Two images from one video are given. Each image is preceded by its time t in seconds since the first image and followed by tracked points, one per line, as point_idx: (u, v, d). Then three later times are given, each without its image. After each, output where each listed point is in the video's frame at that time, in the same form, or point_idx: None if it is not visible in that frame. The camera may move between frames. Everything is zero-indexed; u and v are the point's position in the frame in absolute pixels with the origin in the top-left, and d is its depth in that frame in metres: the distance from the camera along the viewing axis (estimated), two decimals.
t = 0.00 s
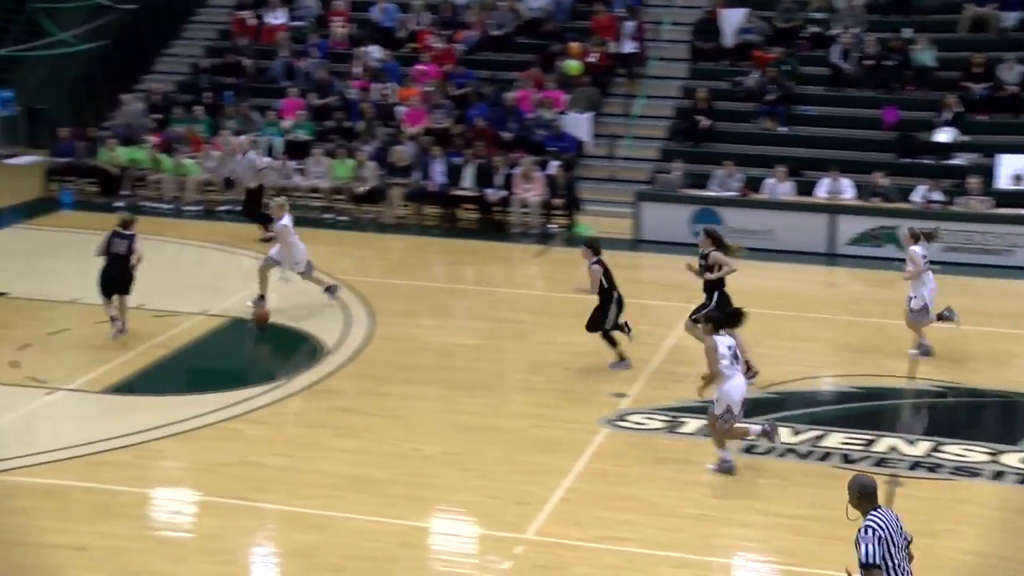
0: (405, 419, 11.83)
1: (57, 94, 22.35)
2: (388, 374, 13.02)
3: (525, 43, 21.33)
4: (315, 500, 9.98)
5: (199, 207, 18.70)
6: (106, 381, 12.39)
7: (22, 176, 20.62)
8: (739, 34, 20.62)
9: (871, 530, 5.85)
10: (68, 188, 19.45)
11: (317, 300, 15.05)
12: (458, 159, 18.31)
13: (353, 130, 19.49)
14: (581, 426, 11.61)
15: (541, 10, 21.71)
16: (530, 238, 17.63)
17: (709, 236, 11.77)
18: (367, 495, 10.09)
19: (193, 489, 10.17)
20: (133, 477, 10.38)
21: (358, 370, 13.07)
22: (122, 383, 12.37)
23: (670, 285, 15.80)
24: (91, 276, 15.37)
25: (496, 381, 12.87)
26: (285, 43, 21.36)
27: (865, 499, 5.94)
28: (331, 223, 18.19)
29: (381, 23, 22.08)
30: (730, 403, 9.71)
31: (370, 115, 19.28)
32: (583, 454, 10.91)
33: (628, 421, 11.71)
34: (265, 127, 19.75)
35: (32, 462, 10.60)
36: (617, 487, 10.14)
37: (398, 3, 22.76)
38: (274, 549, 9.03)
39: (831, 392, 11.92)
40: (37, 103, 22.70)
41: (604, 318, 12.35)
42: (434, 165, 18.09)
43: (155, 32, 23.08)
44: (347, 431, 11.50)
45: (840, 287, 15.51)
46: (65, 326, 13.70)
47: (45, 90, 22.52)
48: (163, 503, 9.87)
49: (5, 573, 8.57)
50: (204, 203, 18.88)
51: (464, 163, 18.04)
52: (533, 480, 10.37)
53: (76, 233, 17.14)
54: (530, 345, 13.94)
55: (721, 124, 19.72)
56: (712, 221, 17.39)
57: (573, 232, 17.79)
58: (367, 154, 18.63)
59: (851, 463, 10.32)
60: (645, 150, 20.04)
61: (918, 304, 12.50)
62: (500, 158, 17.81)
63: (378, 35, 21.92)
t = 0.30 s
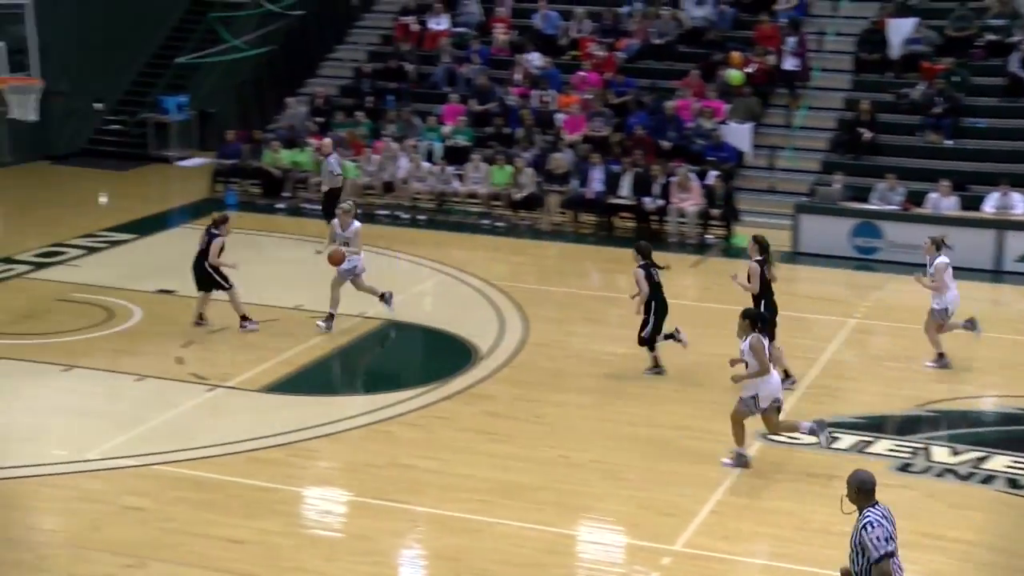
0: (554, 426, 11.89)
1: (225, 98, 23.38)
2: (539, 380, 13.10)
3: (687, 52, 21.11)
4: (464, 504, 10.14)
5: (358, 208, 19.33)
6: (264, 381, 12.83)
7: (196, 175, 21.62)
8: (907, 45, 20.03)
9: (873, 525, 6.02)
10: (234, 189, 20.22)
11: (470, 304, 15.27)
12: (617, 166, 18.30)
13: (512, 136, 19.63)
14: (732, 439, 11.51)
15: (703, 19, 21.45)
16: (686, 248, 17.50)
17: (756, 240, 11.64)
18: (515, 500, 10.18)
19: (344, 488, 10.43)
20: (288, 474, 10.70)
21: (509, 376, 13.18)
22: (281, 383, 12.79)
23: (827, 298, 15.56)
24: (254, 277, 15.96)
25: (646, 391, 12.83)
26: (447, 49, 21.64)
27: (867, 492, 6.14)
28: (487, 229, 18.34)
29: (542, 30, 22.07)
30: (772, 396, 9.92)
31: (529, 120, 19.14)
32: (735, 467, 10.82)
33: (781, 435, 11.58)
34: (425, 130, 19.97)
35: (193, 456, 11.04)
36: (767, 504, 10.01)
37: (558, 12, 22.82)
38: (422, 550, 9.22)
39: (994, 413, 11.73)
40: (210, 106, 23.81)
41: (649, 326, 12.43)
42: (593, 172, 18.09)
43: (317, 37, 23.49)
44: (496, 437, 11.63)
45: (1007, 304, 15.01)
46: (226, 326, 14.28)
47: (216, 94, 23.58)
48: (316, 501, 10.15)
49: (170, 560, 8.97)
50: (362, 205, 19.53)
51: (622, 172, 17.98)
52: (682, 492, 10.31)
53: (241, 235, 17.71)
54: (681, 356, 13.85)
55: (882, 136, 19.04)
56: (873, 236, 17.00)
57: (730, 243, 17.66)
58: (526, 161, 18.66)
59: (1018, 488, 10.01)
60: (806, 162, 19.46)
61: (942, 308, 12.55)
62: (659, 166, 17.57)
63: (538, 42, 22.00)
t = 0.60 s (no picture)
0: (667, 444, 11.74)
1: (348, 111, 23.86)
2: (652, 399, 12.95)
3: (809, 70, 20.71)
4: (574, 520, 10.08)
5: (474, 223, 19.36)
6: (378, 393, 12.95)
7: (318, 187, 22.14)
8: None
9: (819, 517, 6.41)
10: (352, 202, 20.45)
11: (583, 319, 15.19)
12: (736, 184, 17.96)
13: (630, 153, 19.47)
14: (850, 461, 11.27)
15: (825, 38, 21.06)
16: (806, 268, 17.17)
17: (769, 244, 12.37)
18: (627, 518, 10.08)
19: (455, 501, 10.46)
20: (399, 486, 10.76)
21: (622, 394, 13.06)
22: (394, 395, 12.90)
23: (950, 320, 15.22)
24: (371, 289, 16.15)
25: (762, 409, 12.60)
26: (566, 64, 21.58)
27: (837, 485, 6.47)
28: (603, 246, 18.21)
29: (662, 46, 21.81)
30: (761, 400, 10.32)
31: (649, 137, 19.05)
32: (851, 489, 10.59)
33: (898, 458, 11.34)
34: (544, 146, 19.94)
35: (307, 465, 11.19)
36: (886, 528, 9.77)
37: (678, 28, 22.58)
38: (532, 565, 9.20)
39: None
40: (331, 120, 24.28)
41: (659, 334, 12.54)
42: (712, 188, 17.85)
43: (441, 52, 23.95)
44: (608, 454, 11.53)
45: None
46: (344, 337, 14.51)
47: (338, 108, 24.06)
48: (427, 514, 10.19)
49: (283, 568, 9.10)
50: (479, 220, 19.50)
51: (742, 190, 17.62)
52: (797, 515, 10.13)
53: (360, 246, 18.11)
54: (797, 375, 13.59)
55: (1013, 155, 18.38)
56: (1002, 257, 16.53)
57: (848, 264, 17.29)
58: (644, 178, 18.54)
59: None
60: (930, 183, 18.90)
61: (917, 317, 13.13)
62: (779, 185, 17.21)
63: (659, 59, 21.75)
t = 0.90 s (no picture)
0: (702, 455, 11.66)
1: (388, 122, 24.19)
2: (688, 409, 12.87)
3: (848, 81, 20.58)
4: (609, 530, 10.04)
5: (510, 232, 19.27)
6: (414, 402, 12.96)
7: (355, 195, 22.23)
8: None
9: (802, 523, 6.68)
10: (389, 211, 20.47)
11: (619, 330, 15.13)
12: (774, 194, 17.83)
13: (667, 162, 19.39)
14: (887, 473, 11.17)
15: (864, 48, 20.86)
16: (843, 279, 17.05)
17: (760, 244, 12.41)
18: (662, 528, 10.03)
19: (489, 510, 10.44)
20: (434, 494, 10.76)
21: (657, 404, 12.99)
22: (430, 403, 12.92)
23: (989, 332, 15.08)
24: (407, 297, 16.19)
25: (797, 420, 12.51)
26: (604, 73, 21.54)
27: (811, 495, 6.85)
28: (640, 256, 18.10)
29: (701, 56, 21.71)
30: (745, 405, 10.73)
31: (686, 147, 18.99)
32: (889, 503, 10.50)
33: (936, 471, 11.23)
34: (581, 156, 19.92)
35: (343, 473, 11.21)
36: (923, 542, 9.69)
37: (716, 38, 22.45)
38: None
39: None
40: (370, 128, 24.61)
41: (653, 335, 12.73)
42: (750, 199, 17.77)
43: (477, 61, 23.91)
44: (643, 464, 11.48)
45: None
46: (379, 345, 14.54)
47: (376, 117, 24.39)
48: (461, 523, 10.18)
49: None
50: (515, 229, 19.39)
51: (779, 201, 17.56)
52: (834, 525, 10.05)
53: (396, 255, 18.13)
54: (835, 386, 13.48)
55: None
56: None
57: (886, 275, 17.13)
58: (681, 188, 18.45)
59: None
60: (969, 194, 18.71)
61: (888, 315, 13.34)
62: (816, 196, 17.12)
63: (697, 68, 21.58)
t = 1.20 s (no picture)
0: (738, 470, 11.57)
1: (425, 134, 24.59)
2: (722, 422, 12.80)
3: (885, 94, 20.62)
4: (644, 544, 10.00)
5: (546, 245, 19.26)
6: (449, 414, 12.96)
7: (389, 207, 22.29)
8: None
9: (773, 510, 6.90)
10: (424, 223, 20.47)
11: (656, 343, 15.04)
12: (810, 209, 17.77)
13: (703, 175, 19.34)
14: (925, 489, 11.08)
15: (902, 61, 20.83)
16: (880, 292, 16.99)
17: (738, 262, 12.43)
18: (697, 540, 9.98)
19: (524, 523, 10.42)
20: (469, 507, 10.75)
21: (691, 417, 12.94)
22: (465, 416, 12.91)
23: None
24: (441, 309, 16.22)
25: (834, 435, 12.42)
26: (640, 86, 21.51)
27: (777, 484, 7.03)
28: (675, 269, 18.06)
29: (738, 70, 21.67)
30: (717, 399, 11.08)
31: (721, 160, 18.94)
32: (928, 519, 10.41)
33: (975, 487, 11.12)
34: (617, 168, 19.85)
35: (379, 484, 11.22)
36: (961, 557, 9.63)
37: (753, 51, 22.39)
38: None
39: None
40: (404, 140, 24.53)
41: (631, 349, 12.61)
42: (785, 212, 17.68)
43: (514, 75, 24.12)
44: (678, 478, 11.43)
45: None
46: (414, 357, 14.55)
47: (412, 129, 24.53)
48: (496, 535, 10.16)
49: None
50: (551, 241, 19.36)
51: (815, 214, 17.51)
52: (870, 540, 9.99)
53: (429, 267, 18.14)
54: (870, 400, 13.39)
55: None
56: None
57: (923, 288, 17.08)
58: (717, 202, 18.42)
59: None
60: (1008, 208, 18.68)
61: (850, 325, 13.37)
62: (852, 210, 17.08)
63: (733, 81, 21.59)
